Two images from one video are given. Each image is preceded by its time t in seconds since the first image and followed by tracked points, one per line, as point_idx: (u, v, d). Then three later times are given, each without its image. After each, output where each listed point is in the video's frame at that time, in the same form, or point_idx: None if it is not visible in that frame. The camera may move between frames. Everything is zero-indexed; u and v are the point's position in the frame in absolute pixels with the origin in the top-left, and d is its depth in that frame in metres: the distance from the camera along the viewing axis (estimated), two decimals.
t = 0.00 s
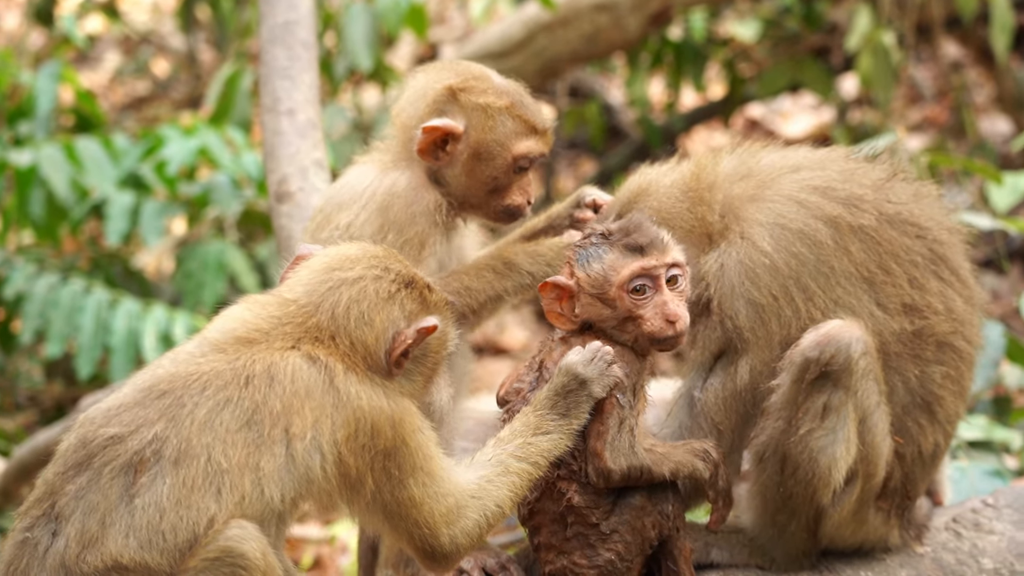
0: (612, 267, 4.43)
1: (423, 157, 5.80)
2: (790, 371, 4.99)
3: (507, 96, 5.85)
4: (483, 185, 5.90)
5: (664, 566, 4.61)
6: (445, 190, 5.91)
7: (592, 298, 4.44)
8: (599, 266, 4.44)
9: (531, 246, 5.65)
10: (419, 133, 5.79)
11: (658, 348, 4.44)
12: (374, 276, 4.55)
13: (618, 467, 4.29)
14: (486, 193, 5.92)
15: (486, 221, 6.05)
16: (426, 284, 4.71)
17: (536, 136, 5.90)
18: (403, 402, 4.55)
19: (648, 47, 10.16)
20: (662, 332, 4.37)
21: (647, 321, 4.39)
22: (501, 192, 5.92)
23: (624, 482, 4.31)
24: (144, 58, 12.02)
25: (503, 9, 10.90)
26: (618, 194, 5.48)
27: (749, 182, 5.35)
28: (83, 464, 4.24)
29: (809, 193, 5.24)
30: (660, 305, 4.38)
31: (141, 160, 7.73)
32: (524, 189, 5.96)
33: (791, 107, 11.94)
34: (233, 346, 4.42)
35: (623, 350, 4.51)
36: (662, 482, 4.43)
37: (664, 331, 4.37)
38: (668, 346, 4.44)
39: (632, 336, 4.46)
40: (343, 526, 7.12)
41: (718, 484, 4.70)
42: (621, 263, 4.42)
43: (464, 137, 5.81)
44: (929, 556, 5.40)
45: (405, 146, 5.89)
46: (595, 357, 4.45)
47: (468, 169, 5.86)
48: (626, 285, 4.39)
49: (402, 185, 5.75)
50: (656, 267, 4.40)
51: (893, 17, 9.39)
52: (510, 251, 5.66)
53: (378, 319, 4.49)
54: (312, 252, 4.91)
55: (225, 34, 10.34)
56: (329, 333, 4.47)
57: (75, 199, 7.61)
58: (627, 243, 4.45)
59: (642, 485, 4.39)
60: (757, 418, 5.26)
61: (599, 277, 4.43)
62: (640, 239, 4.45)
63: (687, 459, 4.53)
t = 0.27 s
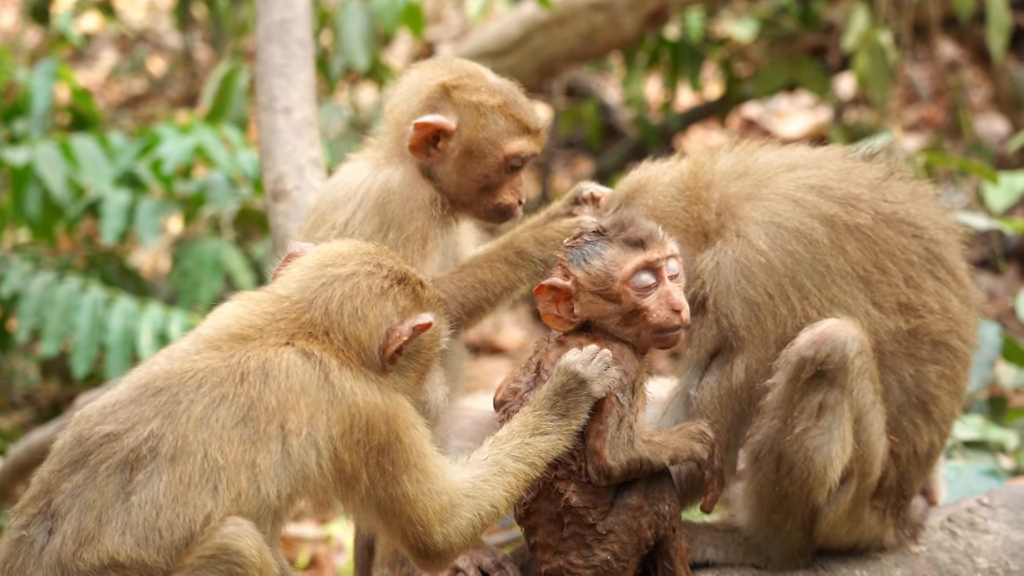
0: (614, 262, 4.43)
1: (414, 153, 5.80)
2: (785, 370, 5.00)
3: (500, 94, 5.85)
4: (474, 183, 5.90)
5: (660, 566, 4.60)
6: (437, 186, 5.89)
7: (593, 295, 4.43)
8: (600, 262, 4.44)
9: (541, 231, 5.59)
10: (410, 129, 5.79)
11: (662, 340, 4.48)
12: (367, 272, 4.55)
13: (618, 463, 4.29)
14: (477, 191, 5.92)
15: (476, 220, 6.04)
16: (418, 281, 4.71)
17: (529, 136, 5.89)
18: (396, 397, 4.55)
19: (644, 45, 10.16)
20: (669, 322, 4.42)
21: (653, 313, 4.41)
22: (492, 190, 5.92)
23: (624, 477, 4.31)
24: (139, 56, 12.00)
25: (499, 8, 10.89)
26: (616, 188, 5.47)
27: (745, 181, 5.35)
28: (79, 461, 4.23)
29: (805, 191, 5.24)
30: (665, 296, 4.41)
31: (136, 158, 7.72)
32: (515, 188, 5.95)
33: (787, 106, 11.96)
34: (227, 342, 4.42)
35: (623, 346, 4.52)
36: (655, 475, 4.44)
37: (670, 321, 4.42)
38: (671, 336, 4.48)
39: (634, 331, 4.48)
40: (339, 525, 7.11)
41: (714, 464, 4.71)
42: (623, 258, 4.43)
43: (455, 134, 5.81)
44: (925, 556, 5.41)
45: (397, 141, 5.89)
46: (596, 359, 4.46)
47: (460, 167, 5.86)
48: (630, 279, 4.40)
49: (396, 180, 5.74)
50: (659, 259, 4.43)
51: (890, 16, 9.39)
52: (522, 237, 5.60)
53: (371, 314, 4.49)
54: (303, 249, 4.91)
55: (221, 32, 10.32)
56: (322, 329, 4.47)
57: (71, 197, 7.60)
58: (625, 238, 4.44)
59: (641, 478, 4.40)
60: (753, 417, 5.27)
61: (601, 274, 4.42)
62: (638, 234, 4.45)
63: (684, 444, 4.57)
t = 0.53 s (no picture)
0: (617, 250, 4.52)
1: (412, 150, 5.80)
2: (781, 368, 5.00)
3: (499, 92, 5.85)
4: (472, 180, 5.88)
5: (655, 563, 4.59)
6: (436, 184, 5.89)
7: (599, 286, 4.48)
8: (602, 252, 4.52)
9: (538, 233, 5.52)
10: (409, 125, 5.80)
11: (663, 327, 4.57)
12: (355, 266, 4.57)
13: (615, 450, 4.34)
14: (475, 188, 5.90)
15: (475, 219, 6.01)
16: (406, 275, 4.73)
17: (528, 134, 5.88)
18: (385, 392, 4.56)
19: (640, 44, 10.17)
20: (674, 305, 4.53)
21: (658, 297, 4.50)
22: (490, 188, 5.90)
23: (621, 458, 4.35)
24: (135, 54, 12.00)
25: (495, 7, 10.89)
26: (607, 188, 5.46)
27: (740, 179, 5.35)
28: (73, 459, 4.23)
29: (800, 190, 5.25)
30: (666, 280, 4.54)
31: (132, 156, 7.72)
32: (515, 187, 5.92)
33: (783, 106, 11.99)
34: (218, 338, 4.42)
35: (622, 339, 4.57)
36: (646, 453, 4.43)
37: (674, 303, 4.53)
38: (669, 325, 4.58)
39: (638, 319, 4.53)
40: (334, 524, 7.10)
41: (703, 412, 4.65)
42: (624, 246, 4.53)
43: (453, 131, 5.81)
44: (920, 554, 5.40)
45: (396, 139, 5.89)
46: (587, 367, 4.46)
47: (457, 163, 5.85)
48: (634, 265, 4.50)
49: (396, 179, 5.75)
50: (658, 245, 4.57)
51: (885, 16, 9.39)
52: (523, 244, 5.50)
53: (359, 308, 4.51)
54: (294, 243, 4.93)
55: (217, 31, 10.32)
56: (312, 323, 4.48)
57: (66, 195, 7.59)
58: (622, 227, 4.57)
59: (638, 452, 4.41)
60: (748, 416, 5.25)
61: (606, 261, 4.49)
62: (632, 223, 4.59)
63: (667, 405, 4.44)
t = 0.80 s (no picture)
0: (606, 248, 4.50)
1: (408, 150, 5.79)
2: (776, 367, 5.01)
3: (494, 91, 5.86)
4: (468, 180, 5.89)
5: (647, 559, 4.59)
6: (432, 185, 5.89)
7: (591, 286, 4.46)
8: (592, 251, 4.49)
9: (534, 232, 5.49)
10: (405, 126, 5.78)
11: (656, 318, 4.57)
12: (341, 260, 4.58)
13: (610, 449, 4.29)
14: (471, 188, 5.91)
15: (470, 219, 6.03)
16: (393, 269, 4.74)
17: (523, 133, 5.89)
18: (375, 388, 4.60)
19: (635, 43, 10.17)
20: (667, 297, 4.53)
21: (650, 291, 4.50)
22: (487, 187, 5.92)
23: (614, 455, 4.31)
24: (130, 52, 11.98)
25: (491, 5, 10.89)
26: (600, 189, 5.44)
27: (735, 178, 5.36)
28: (67, 456, 4.22)
29: (795, 189, 5.26)
30: (656, 274, 4.53)
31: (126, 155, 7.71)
32: (510, 186, 5.95)
33: (778, 105, 12.01)
34: (209, 334, 4.42)
35: (615, 335, 4.57)
36: (634, 445, 4.39)
37: (666, 296, 4.53)
38: (662, 316, 4.58)
39: (632, 315, 4.52)
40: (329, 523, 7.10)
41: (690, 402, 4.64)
42: (613, 244, 4.51)
43: (450, 131, 5.81)
44: (915, 553, 5.40)
45: (393, 139, 5.87)
46: (567, 385, 4.43)
47: (454, 163, 5.86)
48: (625, 261, 4.48)
49: (391, 179, 5.74)
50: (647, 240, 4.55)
51: (879, 15, 9.40)
52: (517, 241, 5.51)
53: (347, 302, 4.53)
54: (282, 240, 4.94)
55: (213, 29, 10.32)
56: (300, 318, 4.49)
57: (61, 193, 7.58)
58: (608, 225, 4.54)
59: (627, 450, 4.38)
60: (743, 415, 5.27)
61: (596, 261, 4.47)
62: (618, 220, 4.56)
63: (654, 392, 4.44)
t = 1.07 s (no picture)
0: (622, 250, 4.52)
1: (401, 149, 5.79)
2: (770, 366, 5.02)
3: (484, 86, 5.88)
4: (463, 176, 5.90)
5: (643, 562, 4.59)
6: (426, 182, 5.91)
7: (607, 288, 4.48)
8: (607, 254, 4.51)
9: (529, 235, 5.49)
10: (397, 125, 5.78)
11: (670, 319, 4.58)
12: (336, 263, 4.58)
13: (618, 450, 4.26)
14: (466, 183, 5.92)
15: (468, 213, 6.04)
16: (389, 270, 4.73)
17: (516, 126, 5.90)
18: (371, 390, 4.59)
19: (630, 43, 10.18)
20: (681, 299, 4.55)
21: (665, 292, 4.52)
22: (482, 182, 5.92)
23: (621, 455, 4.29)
24: (125, 51, 11.99)
25: (485, 5, 10.91)
26: (594, 189, 5.44)
27: (729, 178, 5.36)
28: (62, 454, 4.23)
29: (790, 188, 5.26)
30: (671, 276, 4.56)
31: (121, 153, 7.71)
32: (506, 179, 5.95)
33: (772, 105, 12.02)
34: (205, 334, 4.43)
35: (630, 338, 4.57)
36: (639, 452, 4.38)
37: (681, 298, 4.55)
38: (676, 318, 4.60)
39: (648, 317, 4.54)
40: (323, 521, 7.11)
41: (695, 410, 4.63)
42: (628, 246, 4.53)
43: (442, 128, 5.81)
44: (908, 552, 5.40)
45: (385, 139, 5.88)
46: (565, 405, 4.35)
47: (447, 161, 5.86)
48: (640, 263, 4.50)
49: (385, 178, 5.74)
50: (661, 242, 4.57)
51: (874, 15, 9.41)
52: (511, 242, 5.52)
53: (341, 305, 4.53)
54: (278, 238, 4.94)
55: (207, 28, 10.33)
56: (295, 321, 4.49)
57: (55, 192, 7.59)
58: (623, 227, 4.56)
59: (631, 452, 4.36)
60: (737, 414, 5.28)
61: (612, 263, 4.50)
62: (632, 222, 4.59)
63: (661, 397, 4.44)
